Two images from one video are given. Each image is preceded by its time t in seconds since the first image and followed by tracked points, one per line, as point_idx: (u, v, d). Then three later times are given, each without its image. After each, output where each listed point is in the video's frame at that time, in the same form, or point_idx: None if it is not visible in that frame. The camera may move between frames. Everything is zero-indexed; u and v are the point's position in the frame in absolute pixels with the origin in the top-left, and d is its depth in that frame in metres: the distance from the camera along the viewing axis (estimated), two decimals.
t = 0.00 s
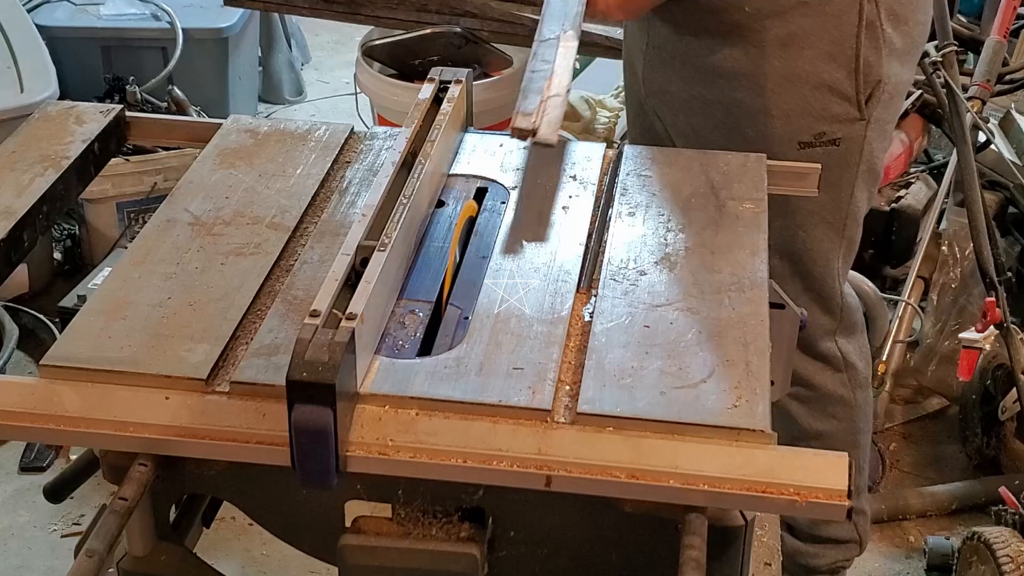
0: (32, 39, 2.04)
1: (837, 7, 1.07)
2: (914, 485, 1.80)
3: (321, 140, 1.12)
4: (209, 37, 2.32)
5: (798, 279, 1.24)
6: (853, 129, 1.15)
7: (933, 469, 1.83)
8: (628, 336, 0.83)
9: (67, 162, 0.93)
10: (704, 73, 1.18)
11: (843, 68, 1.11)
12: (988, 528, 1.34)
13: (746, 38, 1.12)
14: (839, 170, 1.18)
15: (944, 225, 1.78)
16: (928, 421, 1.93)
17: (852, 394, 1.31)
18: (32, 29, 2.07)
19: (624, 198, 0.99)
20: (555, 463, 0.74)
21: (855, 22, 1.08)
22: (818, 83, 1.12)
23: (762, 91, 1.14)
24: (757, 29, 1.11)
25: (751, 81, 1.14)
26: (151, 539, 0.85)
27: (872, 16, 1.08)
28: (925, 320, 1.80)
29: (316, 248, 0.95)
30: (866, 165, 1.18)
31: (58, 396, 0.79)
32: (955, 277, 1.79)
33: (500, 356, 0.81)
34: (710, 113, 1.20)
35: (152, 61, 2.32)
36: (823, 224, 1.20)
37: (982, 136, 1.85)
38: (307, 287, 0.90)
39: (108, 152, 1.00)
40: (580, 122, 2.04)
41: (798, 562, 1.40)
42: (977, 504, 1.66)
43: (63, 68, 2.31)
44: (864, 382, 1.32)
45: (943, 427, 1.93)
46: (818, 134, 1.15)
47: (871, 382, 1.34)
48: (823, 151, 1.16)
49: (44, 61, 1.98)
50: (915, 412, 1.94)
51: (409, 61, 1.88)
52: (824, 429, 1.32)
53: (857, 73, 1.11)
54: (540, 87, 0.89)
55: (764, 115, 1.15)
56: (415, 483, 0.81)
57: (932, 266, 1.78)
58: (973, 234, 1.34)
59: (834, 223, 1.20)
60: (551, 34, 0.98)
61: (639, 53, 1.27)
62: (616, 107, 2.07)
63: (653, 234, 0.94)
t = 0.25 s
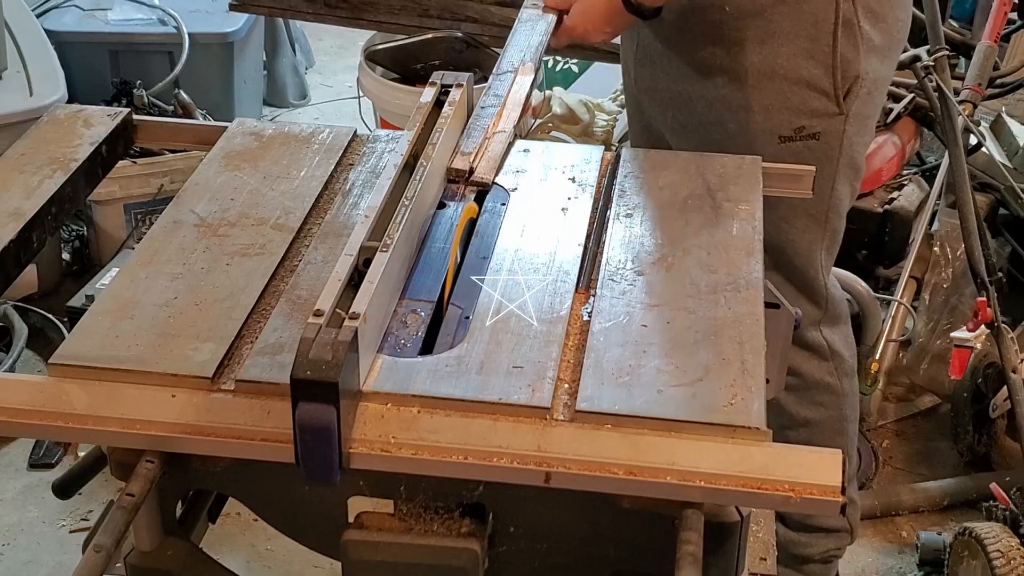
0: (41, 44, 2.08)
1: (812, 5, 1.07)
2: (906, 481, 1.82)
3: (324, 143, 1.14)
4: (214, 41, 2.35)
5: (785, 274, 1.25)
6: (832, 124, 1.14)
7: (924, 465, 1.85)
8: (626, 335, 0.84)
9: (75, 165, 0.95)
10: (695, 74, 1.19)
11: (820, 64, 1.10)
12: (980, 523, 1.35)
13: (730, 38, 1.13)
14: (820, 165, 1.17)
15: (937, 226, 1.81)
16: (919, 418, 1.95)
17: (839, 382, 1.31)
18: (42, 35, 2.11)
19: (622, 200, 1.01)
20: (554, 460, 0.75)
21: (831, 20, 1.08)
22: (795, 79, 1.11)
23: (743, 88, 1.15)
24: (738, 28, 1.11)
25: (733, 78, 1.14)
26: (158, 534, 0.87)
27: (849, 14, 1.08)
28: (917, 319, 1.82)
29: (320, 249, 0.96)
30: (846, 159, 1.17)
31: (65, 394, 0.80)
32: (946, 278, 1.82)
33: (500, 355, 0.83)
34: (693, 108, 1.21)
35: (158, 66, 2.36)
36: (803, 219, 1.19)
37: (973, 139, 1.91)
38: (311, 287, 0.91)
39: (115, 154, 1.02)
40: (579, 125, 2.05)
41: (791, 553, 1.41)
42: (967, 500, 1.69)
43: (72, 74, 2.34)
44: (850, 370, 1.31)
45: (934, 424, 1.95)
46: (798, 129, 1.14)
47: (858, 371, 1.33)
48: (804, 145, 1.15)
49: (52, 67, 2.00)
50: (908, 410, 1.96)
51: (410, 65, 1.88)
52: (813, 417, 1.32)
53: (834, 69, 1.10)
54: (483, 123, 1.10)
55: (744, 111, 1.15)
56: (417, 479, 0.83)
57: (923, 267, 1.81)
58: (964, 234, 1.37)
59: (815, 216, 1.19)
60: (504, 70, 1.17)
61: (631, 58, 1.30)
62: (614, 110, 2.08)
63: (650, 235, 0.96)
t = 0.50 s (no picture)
0: (50, 48, 2.11)
1: (804, 8, 1.08)
2: (898, 477, 1.84)
3: (328, 146, 1.16)
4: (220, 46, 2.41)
5: (780, 277, 1.26)
6: (824, 124, 1.16)
7: (917, 461, 1.88)
8: (624, 334, 0.86)
9: (83, 167, 0.97)
10: (690, 77, 1.20)
11: (811, 65, 1.12)
12: (971, 519, 1.37)
13: (721, 39, 1.13)
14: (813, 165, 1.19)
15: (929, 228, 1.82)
16: (911, 415, 1.97)
17: (832, 376, 1.33)
18: (51, 40, 2.14)
19: (620, 201, 1.02)
20: (554, 457, 0.77)
21: (822, 23, 1.09)
22: (788, 81, 1.13)
23: (737, 90, 1.16)
24: (730, 31, 1.12)
25: (727, 81, 1.16)
26: (165, 529, 0.88)
27: (839, 17, 1.09)
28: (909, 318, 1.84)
29: (323, 250, 0.98)
30: (838, 158, 1.19)
31: (74, 392, 0.82)
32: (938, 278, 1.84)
33: (501, 353, 0.84)
34: (687, 110, 1.21)
35: (165, 69, 2.40)
36: (795, 215, 1.21)
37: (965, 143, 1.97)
38: (315, 287, 0.93)
39: (122, 156, 1.04)
40: (577, 128, 2.07)
41: (785, 546, 1.42)
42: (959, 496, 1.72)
43: (80, 77, 2.38)
44: (843, 365, 1.34)
45: (926, 421, 1.97)
46: (791, 129, 1.16)
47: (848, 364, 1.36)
48: (797, 145, 1.17)
49: (61, 71, 2.03)
50: (900, 407, 1.98)
51: (413, 69, 1.97)
52: (805, 412, 1.33)
53: (825, 71, 1.12)
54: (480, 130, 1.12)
55: (738, 112, 1.17)
56: (419, 475, 0.84)
57: (916, 267, 1.84)
58: (956, 235, 1.37)
59: (808, 215, 1.21)
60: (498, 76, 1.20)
61: (625, 61, 1.30)
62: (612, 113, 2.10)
63: (647, 236, 0.97)
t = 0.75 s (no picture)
0: (60, 54, 2.14)
1: (796, 13, 1.10)
2: (890, 473, 1.86)
3: (332, 148, 1.18)
4: (225, 50, 2.43)
5: (775, 277, 1.28)
6: (816, 127, 1.17)
7: (909, 458, 1.90)
8: (621, 333, 0.88)
9: (91, 169, 0.99)
10: (684, 82, 1.21)
11: (804, 70, 1.13)
12: (962, 514, 1.38)
13: (715, 44, 1.15)
14: (806, 167, 1.20)
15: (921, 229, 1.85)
16: (903, 413, 2.00)
17: (824, 374, 1.34)
18: (61, 46, 2.18)
19: (618, 203, 1.04)
20: (553, 454, 0.79)
21: (814, 28, 1.10)
22: (781, 84, 1.14)
23: (731, 94, 1.18)
24: (723, 36, 1.14)
25: (721, 85, 1.17)
26: (171, 525, 0.90)
27: (831, 22, 1.10)
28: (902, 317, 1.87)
29: (327, 250, 1.00)
30: (829, 161, 1.20)
31: (83, 390, 0.84)
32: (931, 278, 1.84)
33: (501, 352, 0.86)
34: (681, 115, 1.23)
35: (172, 74, 2.42)
36: (788, 216, 1.23)
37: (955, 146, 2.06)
38: (319, 287, 0.95)
39: (130, 159, 1.06)
40: (576, 131, 2.09)
41: (780, 541, 1.43)
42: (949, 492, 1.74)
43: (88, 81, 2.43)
44: (834, 363, 1.35)
45: (918, 418, 2.00)
46: (784, 132, 1.18)
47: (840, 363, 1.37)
48: (789, 148, 1.19)
49: (70, 75, 2.07)
50: (893, 405, 2.00)
51: (415, 73, 1.98)
52: (797, 410, 1.35)
53: (817, 74, 1.13)
54: (477, 139, 1.13)
55: (732, 115, 1.19)
56: (420, 472, 0.86)
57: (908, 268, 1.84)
58: (947, 236, 1.38)
59: (801, 215, 1.22)
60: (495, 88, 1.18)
61: (618, 68, 1.31)
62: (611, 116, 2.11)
63: (644, 237, 0.99)
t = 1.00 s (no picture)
0: (69, 59, 2.17)
1: (789, 20, 1.12)
2: (883, 469, 1.88)
3: (335, 151, 1.19)
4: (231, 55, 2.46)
5: (771, 278, 1.30)
6: (809, 131, 1.19)
7: (902, 455, 1.92)
8: (619, 333, 0.89)
9: (100, 171, 1.01)
10: (680, 87, 1.23)
11: (797, 75, 1.15)
12: (953, 510, 1.41)
13: (709, 50, 1.16)
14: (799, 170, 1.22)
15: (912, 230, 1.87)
16: (894, 410, 2.02)
17: (817, 374, 1.36)
18: (70, 50, 2.20)
19: (616, 205, 1.06)
20: (553, 450, 0.80)
21: (807, 34, 1.12)
22: (774, 89, 1.16)
23: (724, 99, 1.19)
24: (717, 41, 1.15)
25: (715, 90, 1.19)
26: (178, 520, 0.92)
27: (823, 28, 1.12)
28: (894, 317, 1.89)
29: (331, 251, 1.02)
30: (822, 164, 1.22)
31: (92, 388, 0.85)
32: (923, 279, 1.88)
33: (502, 351, 0.88)
34: (677, 119, 1.25)
35: (179, 79, 2.45)
36: (782, 218, 1.24)
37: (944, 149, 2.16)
38: (322, 287, 0.97)
39: (137, 161, 1.08)
40: (575, 134, 2.11)
41: (774, 536, 1.45)
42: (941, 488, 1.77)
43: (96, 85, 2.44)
44: (827, 362, 1.37)
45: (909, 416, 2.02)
46: (777, 136, 1.19)
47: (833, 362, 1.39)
48: (783, 151, 1.20)
49: (79, 79, 2.09)
50: (885, 403, 2.03)
51: (417, 78, 2.01)
52: (791, 408, 1.37)
53: (810, 79, 1.15)
54: (476, 147, 1.15)
55: (727, 120, 1.20)
56: (422, 468, 0.88)
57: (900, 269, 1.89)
58: (939, 237, 1.41)
59: (794, 218, 1.24)
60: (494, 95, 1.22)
61: (615, 74, 1.33)
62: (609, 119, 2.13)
63: (641, 238, 1.01)
